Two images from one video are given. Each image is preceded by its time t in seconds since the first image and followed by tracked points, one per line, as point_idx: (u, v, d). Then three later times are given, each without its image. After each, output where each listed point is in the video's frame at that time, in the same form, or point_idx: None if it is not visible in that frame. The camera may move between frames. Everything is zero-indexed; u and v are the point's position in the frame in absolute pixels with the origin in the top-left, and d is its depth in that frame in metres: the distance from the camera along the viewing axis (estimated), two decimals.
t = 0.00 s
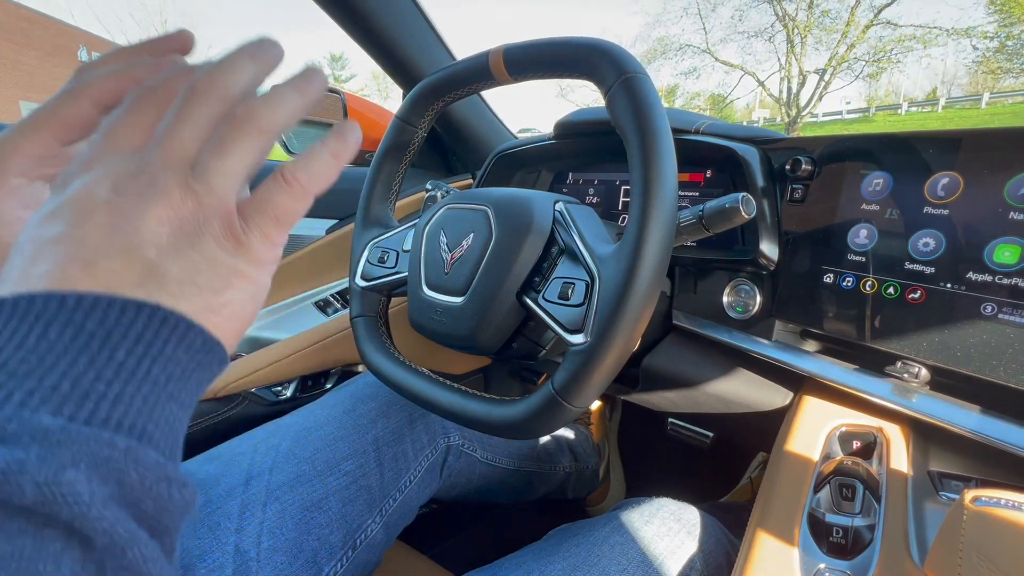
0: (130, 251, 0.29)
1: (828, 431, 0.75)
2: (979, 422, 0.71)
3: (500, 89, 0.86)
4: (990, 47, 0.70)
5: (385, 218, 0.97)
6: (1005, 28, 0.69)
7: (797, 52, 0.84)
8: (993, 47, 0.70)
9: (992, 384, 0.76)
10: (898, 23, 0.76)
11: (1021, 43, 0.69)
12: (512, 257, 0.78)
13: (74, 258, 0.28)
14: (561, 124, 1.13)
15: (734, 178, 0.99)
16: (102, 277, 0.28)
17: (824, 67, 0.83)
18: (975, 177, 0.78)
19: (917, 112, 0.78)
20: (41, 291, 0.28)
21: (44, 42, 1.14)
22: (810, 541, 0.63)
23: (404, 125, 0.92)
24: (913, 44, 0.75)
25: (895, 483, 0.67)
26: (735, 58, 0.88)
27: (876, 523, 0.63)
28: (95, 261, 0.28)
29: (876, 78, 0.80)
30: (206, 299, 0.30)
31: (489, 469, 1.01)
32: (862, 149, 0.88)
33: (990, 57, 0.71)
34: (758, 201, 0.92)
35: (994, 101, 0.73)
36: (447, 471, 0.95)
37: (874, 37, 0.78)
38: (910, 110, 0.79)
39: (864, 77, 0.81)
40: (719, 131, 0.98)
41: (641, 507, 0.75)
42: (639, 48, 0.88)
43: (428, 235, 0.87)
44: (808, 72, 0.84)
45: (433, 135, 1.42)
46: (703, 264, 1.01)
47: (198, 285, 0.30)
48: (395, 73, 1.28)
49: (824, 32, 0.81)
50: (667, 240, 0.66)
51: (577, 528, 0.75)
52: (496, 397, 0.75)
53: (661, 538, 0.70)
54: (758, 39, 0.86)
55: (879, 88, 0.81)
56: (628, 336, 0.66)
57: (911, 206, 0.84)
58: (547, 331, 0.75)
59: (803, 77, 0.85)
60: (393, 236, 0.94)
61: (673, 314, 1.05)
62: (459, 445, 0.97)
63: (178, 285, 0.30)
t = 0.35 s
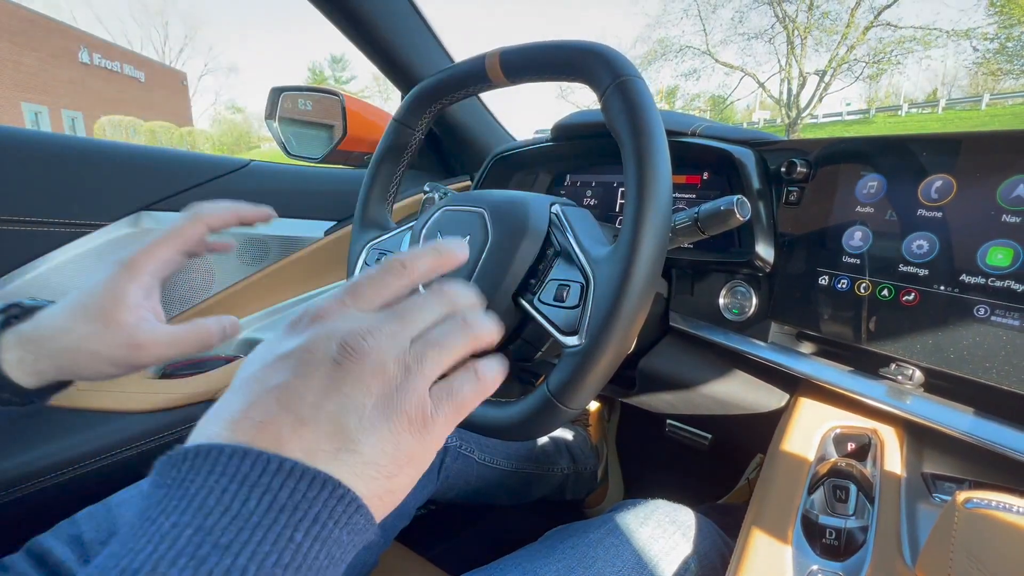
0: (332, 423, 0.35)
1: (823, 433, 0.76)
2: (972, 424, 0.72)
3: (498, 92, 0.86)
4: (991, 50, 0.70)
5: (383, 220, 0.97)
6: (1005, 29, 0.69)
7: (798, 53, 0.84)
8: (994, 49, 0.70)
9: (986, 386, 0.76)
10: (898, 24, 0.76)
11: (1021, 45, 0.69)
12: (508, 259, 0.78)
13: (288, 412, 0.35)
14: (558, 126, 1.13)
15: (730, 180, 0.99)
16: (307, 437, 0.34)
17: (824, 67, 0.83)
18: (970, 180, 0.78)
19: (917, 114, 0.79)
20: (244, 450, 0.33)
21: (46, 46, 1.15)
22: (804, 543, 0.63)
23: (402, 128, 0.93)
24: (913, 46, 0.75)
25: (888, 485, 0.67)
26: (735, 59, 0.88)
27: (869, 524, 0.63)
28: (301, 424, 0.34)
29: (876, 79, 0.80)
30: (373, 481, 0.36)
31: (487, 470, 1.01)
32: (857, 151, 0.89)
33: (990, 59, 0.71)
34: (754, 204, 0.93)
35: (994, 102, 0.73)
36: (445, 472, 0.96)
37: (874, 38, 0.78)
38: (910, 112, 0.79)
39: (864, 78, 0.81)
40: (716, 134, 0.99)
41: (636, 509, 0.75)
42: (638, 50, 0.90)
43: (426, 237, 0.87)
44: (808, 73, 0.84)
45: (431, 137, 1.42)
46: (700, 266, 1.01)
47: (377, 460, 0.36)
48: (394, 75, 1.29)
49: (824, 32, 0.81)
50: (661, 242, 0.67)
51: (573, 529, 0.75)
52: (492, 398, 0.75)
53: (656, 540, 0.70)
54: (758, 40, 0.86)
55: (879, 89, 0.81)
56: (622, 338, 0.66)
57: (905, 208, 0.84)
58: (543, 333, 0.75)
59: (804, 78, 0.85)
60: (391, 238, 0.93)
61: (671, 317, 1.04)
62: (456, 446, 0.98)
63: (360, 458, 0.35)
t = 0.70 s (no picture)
0: (375, 282, 0.51)
1: (821, 434, 0.76)
2: (969, 424, 0.72)
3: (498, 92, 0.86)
4: (990, 51, 0.71)
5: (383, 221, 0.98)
6: (1005, 30, 0.69)
7: (798, 54, 0.84)
8: (994, 50, 0.70)
9: (982, 387, 0.76)
10: (898, 25, 0.76)
11: (1021, 46, 0.69)
12: (507, 259, 0.79)
13: (349, 277, 0.50)
14: (557, 127, 1.13)
15: (729, 181, 0.99)
16: (365, 289, 0.50)
17: (824, 68, 0.83)
18: (966, 180, 0.78)
19: (917, 114, 0.79)
20: (334, 296, 0.47)
21: (46, 47, 1.14)
22: (801, 542, 0.64)
23: (402, 129, 0.93)
24: (913, 47, 0.76)
25: (886, 485, 0.67)
26: (735, 60, 0.89)
27: (866, 524, 0.63)
28: (361, 284, 0.50)
29: (876, 80, 0.80)
30: (404, 320, 0.51)
31: (487, 470, 1.01)
32: (856, 151, 0.88)
33: (991, 60, 0.71)
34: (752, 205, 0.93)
35: (994, 103, 0.73)
36: (445, 472, 0.96)
37: (873, 40, 0.79)
38: (910, 113, 0.79)
39: (864, 79, 0.81)
40: (714, 135, 0.99)
41: (636, 509, 0.76)
42: (639, 51, 0.92)
43: (425, 238, 0.87)
44: (808, 74, 0.84)
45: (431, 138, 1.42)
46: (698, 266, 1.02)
47: (404, 307, 0.52)
48: (393, 76, 1.29)
49: (824, 34, 0.81)
50: (660, 242, 0.67)
51: (573, 529, 0.76)
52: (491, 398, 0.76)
53: (655, 540, 0.70)
54: (758, 41, 0.86)
55: (879, 90, 0.81)
56: (620, 337, 0.66)
57: (903, 209, 0.84)
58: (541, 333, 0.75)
59: (803, 79, 0.85)
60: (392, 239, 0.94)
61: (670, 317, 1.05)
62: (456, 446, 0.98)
63: (393, 303, 0.51)
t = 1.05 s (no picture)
0: (349, 338, 0.51)
1: (822, 435, 0.76)
2: (968, 426, 0.72)
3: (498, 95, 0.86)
4: (990, 51, 0.71)
5: (383, 223, 0.97)
6: (1004, 30, 0.70)
7: (798, 55, 0.84)
8: (993, 50, 0.71)
9: (981, 389, 0.76)
10: (898, 27, 0.77)
11: (1021, 47, 0.70)
12: (507, 261, 0.79)
13: (323, 332, 0.50)
14: (556, 130, 1.14)
15: (729, 182, 0.99)
16: (338, 344, 0.49)
17: (824, 69, 0.83)
18: (965, 183, 0.79)
19: (917, 116, 0.79)
20: (304, 351, 0.47)
21: (46, 48, 1.15)
22: (802, 543, 0.64)
23: (402, 131, 0.93)
24: (913, 47, 0.76)
25: (886, 486, 0.68)
26: (735, 61, 0.89)
27: (866, 526, 0.64)
28: (333, 340, 0.49)
29: (877, 81, 0.80)
30: (377, 376, 0.50)
31: (487, 472, 1.01)
32: (855, 153, 0.88)
33: (990, 60, 0.72)
34: (751, 207, 0.94)
35: (995, 104, 0.74)
36: (445, 473, 0.96)
37: (874, 40, 0.79)
38: (910, 113, 0.79)
39: (864, 80, 0.81)
40: (712, 137, 1.00)
41: (636, 511, 0.76)
42: (639, 52, 0.92)
43: (425, 240, 0.87)
44: (808, 74, 0.85)
45: (431, 141, 1.42)
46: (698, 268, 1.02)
47: (379, 364, 0.51)
48: (392, 77, 1.29)
49: (824, 34, 0.81)
50: (660, 244, 0.67)
51: (573, 531, 0.76)
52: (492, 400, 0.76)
53: (655, 542, 0.70)
54: (758, 41, 0.86)
55: (879, 90, 0.81)
56: (621, 339, 0.66)
57: (903, 211, 0.85)
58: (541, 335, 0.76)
59: (803, 79, 0.85)
60: (392, 240, 0.94)
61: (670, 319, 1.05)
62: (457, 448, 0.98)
63: (368, 359, 0.50)
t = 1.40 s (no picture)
0: (383, 387, 0.47)
1: (820, 438, 0.76)
2: (967, 430, 0.72)
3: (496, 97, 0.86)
4: (989, 52, 0.70)
5: (380, 225, 0.97)
6: (1004, 31, 0.69)
7: (797, 56, 0.84)
8: (993, 51, 0.70)
9: (980, 392, 0.76)
10: (897, 28, 0.76)
11: (1020, 47, 0.69)
12: (505, 264, 0.78)
13: (355, 378, 0.46)
14: (554, 132, 1.14)
15: (727, 184, 0.99)
16: (368, 396, 0.46)
17: (824, 70, 0.83)
18: (963, 186, 0.78)
19: (917, 115, 0.79)
20: (330, 404, 0.44)
21: (46, 49, 1.13)
22: (799, 548, 0.64)
23: (399, 133, 0.93)
24: (912, 48, 0.76)
25: (883, 490, 0.67)
26: (734, 62, 0.89)
27: (864, 530, 0.63)
28: (365, 391, 0.46)
29: (876, 81, 0.80)
30: (410, 433, 0.46)
31: (485, 475, 1.01)
32: (854, 155, 0.88)
33: (989, 61, 0.71)
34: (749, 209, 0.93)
35: (995, 104, 0.73)
36: (442, 476, 0.95)
37: (873, 41, 0.78)
38: (910, 114, 0.79)
39: (863, 81, 0.81)
40: (712, 139, 0.99)
41: (633, 515, 0.75)
42: (639, 53, 0.92)
43: (422, 242, 0.87)
44: (807, 75, 0.84)
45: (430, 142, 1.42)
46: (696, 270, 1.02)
47: (413, 419, 0.47)
48: (391, 78, 1.28)
49: (824, 35, 0.81)
50: (657, 248, 0.67)
51: (571, 535, 0.75)
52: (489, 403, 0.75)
53: (652, 547, 0.70)
54: (758, 42, 0.86)
55: (878, 91, 0.80)
56: (618, 343, 0.66)
57: (901, 214, 0.84)
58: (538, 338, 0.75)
59: (803, 80, 0.85)
60: (389, 243, 0.93)
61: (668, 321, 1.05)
62: (455, 451, 0.98)
63: (401, 414, 0.46)
